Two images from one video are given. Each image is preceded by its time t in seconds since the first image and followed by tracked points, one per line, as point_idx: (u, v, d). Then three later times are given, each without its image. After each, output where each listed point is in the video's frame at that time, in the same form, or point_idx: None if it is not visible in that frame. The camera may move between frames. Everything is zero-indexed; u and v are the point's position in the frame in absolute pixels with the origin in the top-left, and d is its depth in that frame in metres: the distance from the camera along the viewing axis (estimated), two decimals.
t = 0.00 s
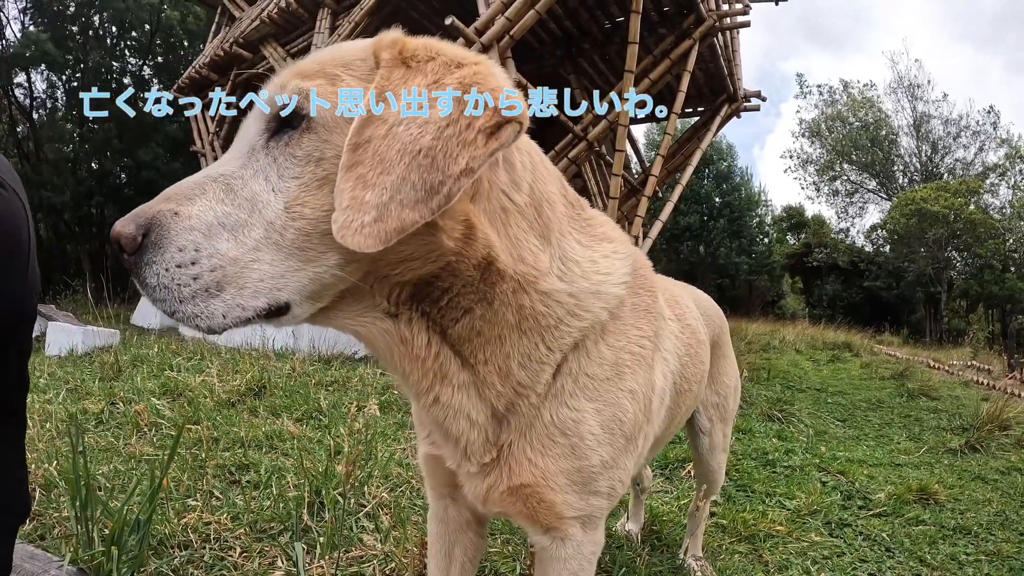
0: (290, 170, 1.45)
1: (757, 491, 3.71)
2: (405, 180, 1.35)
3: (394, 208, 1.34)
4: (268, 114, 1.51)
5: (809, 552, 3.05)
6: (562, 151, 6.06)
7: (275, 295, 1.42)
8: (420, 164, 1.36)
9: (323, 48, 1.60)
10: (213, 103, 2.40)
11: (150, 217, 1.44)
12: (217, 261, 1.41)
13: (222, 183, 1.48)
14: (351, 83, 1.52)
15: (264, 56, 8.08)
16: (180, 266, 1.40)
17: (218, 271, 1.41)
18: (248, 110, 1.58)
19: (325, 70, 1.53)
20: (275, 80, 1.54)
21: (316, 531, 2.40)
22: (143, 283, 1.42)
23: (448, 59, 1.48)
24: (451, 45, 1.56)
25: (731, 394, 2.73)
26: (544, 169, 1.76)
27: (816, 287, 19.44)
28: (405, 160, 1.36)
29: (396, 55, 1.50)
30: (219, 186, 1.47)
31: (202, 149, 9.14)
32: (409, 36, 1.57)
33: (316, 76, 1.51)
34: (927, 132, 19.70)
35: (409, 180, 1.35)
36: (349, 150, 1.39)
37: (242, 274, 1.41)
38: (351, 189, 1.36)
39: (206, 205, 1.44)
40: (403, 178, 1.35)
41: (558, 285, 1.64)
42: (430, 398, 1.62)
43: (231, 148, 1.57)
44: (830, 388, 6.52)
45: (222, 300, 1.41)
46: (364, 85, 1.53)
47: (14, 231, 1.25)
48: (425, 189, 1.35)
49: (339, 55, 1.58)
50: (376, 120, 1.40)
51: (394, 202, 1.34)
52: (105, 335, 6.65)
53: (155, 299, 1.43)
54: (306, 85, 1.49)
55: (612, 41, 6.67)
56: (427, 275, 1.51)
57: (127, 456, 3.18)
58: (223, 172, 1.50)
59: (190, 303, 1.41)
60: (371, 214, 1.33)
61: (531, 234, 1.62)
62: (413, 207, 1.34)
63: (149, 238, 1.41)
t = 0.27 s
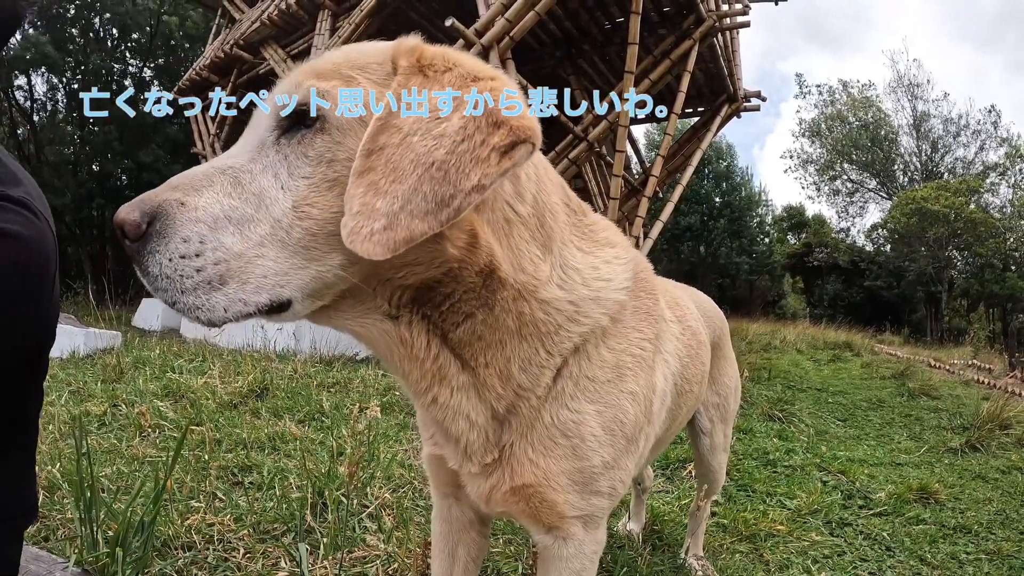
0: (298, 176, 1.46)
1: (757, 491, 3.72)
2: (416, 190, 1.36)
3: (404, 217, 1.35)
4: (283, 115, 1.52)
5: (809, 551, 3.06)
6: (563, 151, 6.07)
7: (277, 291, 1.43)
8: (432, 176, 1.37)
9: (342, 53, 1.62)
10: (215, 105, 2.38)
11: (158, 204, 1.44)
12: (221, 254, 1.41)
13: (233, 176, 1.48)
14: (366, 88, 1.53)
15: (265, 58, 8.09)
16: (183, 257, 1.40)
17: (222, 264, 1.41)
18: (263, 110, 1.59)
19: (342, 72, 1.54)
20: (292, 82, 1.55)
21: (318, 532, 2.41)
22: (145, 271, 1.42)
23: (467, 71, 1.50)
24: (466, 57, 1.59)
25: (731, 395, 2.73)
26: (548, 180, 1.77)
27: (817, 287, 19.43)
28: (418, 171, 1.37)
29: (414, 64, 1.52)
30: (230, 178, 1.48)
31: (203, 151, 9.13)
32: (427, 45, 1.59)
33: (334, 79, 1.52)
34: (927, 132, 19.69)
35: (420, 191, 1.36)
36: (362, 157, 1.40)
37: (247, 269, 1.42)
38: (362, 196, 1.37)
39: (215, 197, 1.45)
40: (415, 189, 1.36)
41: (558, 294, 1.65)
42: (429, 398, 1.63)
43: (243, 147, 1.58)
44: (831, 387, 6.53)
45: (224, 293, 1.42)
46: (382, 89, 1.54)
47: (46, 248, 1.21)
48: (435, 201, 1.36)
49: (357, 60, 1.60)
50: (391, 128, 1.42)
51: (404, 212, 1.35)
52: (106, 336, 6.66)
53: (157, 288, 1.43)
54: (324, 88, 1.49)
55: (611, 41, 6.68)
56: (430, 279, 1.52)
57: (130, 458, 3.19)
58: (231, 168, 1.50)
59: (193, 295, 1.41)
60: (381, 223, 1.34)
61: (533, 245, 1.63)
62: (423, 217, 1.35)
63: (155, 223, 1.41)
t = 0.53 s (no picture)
0: (355, 297, 1.23)
1: (759, 489, 3.72)
2: (493, 307, 1.24)
3: (485, 334, 1.23)
4: (309, 219, 1.22)
5: (811, 550, 3.07)
6: (564, 151, 6.08)
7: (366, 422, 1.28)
8: (505, 288, 1.25)
9: (346, 124, 1.34)
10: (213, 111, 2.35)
11: (205, 353, 1.16)
12: (309, 412, 1.19)
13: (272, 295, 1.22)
14: (404, 189, 1.29)
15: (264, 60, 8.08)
16: (273, 433, 1.15)
17: (312, 423, 1.19)
18: (262, 200, 1.28)
19: (364, 158, 1.27)
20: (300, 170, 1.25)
21: (321, 532, 2.42)
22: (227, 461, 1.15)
23: (505, 155, 1.35)
24: (492, 132, 1.40)
25: (732, 394, 2.74)
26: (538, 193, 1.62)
27: (817, 285, 19.44)
28: (491, 285, 1.23)
29: (453, 154, 1.32)
30: (269, 291, 1.22)
31: (204, 153, 9.14)
32: (455, 122, 1.41)
33: (357, 166, 1.26)
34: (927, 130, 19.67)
35: (495, 306, 1.24)
36: (424, 273, 1.22)
37: (334, 416, 1.22)
38: (436, 318, 1.21)
39: (266, 326, 1.19)
40: (490, 304, 1.23)
41: (566, 319, 1.57)
42: (447, 430, 1.61)
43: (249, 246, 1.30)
44: (833, 386, 6.53)
45: (319, 444, 1.22)
46: (414, 175, 1.33)
47: (73, 273, 1.21)
48: (507, 311, 1.26)
49: (367, 132, 1.33)
50: (451, 235, 1.24)
51: (483, 330, 1.23)
52: (108, 338, 6.67)
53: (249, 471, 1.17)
54: (358, 184, 1.24)
55: (611, 41, 6.66)
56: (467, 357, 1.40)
57: (133, 460, 3.20)
58: (268, 287, 1.23)
59: (291, 465, 1.18)
60: (465, 345, 1.21)
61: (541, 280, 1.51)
62: (503, 332, 1.26)
63: (217, 378, 1.13)
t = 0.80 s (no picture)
0: (396, 509, 1.24)
1: (760, 488, 3.72)
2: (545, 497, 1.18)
3: (536, 519, 1.19)
4: (336, 449, 1.17)
5: (811, 549, 3.07)
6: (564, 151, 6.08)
7: None
8: (555, 473, 1.18)
9: (350, 318, 1.22)
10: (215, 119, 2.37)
11: None
12: None
13: (312, 512, 1.21)
14: (433, 396, 1.22)
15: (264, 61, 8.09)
16: None
17: None
18: (276, 415, 1.20)
19: (379, 370, 1.18)
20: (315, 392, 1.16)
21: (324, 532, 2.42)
22: None
23: (533, 323, 1.21)
24: (523, 295, 1.26)
25: (732, 394, 2.74)
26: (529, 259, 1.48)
27: (819, 284, 19.42)
28: (541, 475, 1.17)
29: (481, 336, 1.18)
30: (307, 512, 1.21)
31: (204, 154, 9.15)
32: (473, 285, 1.28)
33: (377, 377, 1.17)
34: (929, 127, 19.63)
35: (546, 490, 1.19)
36: (469, 479, 1.14)
37: None
38: (487, 520, 1.15)
39: (316, 553, 1.19)
40: (541, 489, 1.18)
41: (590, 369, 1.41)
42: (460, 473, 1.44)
43: (270, 451, 1.26)
44: (834, 385, 6.53)
45: None
46: (436, 364, 1.24)
47: (89, 292, 1.39)
48: (557, 486, 1.20)
49: (376, 325, 1.22)
50: (494, 439, 1.15)
51: (534, 516, 1.19)
52: (110, 340, 6.67)
53: None
54: (384, 403, 1.16)
55: (611, 41, 6.66)
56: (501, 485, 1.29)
57: (135, 462, 3.20)
58: (306, 507, 1.22)
59: None
60: (520, 536, 1.18)
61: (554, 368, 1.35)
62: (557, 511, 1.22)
63: None
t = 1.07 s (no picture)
0: (407, 561, 1.19)
1: (761, 489, 3.72)
2: (561, 550, 1.17)
3: None
4: (340, 506, 1.12)
5: (813, 550, 3.07)
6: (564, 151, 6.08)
7: None
8: (573, 528, 1.18)
9: (355, 366, 1.18)
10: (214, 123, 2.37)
11: None
12: None
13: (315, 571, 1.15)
14: (446, 446, 1.19)
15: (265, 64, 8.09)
16: None
17: None
18: (275, 469, 1.15)
19: (387, 423, 1.14)
20: (318, 444, 1.12)
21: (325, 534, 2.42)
22: None
23: (550, 369, 1.21)
24: (541, 340, 1.25)
25: (732, 396, 2.73)
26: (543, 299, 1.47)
27: (821, 282, 19.40)
28: (558, 528, 1.17)
29: (497, 386, 1.17)
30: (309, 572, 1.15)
31: (206, 157, 9.16)
32: (486, 329, 1.27)
33: (387, 429, 1.14)
34: (930, 125, 19.59)
35: (564, 545, 1.18)
36: (484, 534, 1.15)
37: None
38: None
39: None
40: (558, 544, 1.17)
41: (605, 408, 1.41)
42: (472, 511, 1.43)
43: (268, 507, 1.19)
44: (836, 384, 6.52)
45: None
46: (446, 414, 1.21)
47: (96, 306, 1.40)
48: (576, 541, 1.19)
49: (382, 374, 1.19)
50: (510, 492, 1.15)
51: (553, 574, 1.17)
52: (112, 343, 6.68)
53: None
54: (392, 454, 1.12)
55: (611, 41, 6.64)
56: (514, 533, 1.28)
57: (136, 465, 3.21)
58: (307, 563, 1.15)
59: None
60: None
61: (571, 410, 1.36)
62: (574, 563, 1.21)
63: None
